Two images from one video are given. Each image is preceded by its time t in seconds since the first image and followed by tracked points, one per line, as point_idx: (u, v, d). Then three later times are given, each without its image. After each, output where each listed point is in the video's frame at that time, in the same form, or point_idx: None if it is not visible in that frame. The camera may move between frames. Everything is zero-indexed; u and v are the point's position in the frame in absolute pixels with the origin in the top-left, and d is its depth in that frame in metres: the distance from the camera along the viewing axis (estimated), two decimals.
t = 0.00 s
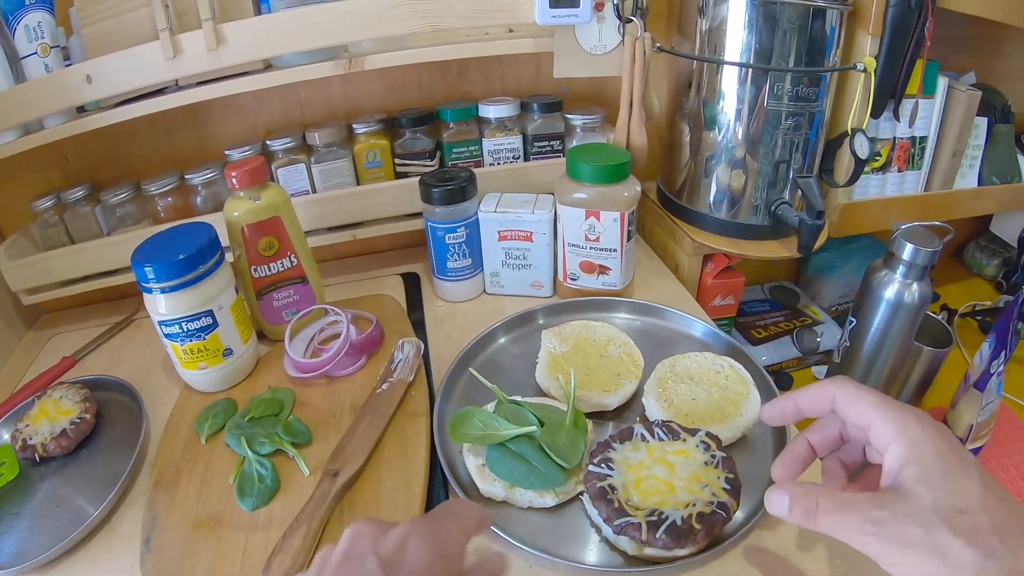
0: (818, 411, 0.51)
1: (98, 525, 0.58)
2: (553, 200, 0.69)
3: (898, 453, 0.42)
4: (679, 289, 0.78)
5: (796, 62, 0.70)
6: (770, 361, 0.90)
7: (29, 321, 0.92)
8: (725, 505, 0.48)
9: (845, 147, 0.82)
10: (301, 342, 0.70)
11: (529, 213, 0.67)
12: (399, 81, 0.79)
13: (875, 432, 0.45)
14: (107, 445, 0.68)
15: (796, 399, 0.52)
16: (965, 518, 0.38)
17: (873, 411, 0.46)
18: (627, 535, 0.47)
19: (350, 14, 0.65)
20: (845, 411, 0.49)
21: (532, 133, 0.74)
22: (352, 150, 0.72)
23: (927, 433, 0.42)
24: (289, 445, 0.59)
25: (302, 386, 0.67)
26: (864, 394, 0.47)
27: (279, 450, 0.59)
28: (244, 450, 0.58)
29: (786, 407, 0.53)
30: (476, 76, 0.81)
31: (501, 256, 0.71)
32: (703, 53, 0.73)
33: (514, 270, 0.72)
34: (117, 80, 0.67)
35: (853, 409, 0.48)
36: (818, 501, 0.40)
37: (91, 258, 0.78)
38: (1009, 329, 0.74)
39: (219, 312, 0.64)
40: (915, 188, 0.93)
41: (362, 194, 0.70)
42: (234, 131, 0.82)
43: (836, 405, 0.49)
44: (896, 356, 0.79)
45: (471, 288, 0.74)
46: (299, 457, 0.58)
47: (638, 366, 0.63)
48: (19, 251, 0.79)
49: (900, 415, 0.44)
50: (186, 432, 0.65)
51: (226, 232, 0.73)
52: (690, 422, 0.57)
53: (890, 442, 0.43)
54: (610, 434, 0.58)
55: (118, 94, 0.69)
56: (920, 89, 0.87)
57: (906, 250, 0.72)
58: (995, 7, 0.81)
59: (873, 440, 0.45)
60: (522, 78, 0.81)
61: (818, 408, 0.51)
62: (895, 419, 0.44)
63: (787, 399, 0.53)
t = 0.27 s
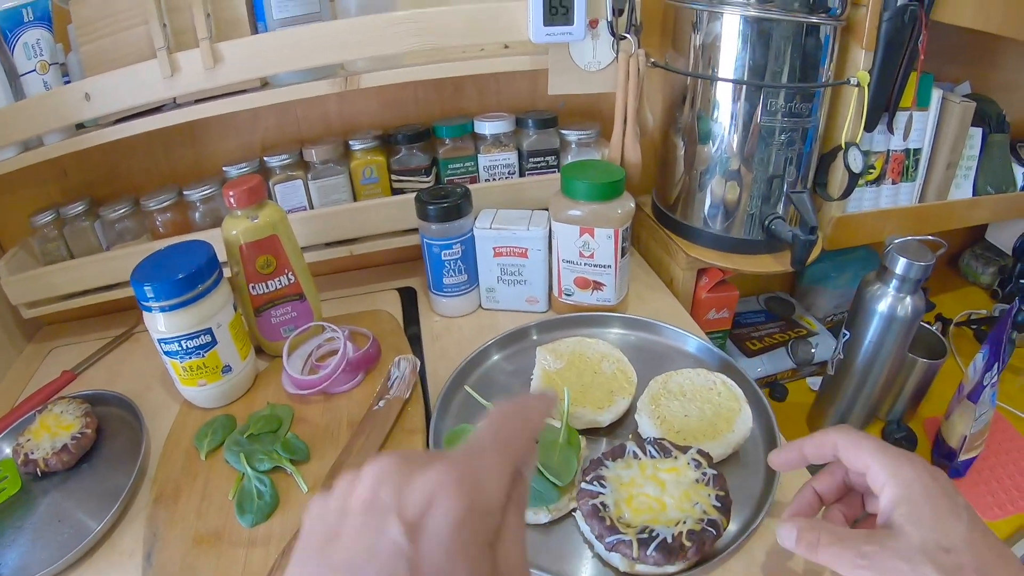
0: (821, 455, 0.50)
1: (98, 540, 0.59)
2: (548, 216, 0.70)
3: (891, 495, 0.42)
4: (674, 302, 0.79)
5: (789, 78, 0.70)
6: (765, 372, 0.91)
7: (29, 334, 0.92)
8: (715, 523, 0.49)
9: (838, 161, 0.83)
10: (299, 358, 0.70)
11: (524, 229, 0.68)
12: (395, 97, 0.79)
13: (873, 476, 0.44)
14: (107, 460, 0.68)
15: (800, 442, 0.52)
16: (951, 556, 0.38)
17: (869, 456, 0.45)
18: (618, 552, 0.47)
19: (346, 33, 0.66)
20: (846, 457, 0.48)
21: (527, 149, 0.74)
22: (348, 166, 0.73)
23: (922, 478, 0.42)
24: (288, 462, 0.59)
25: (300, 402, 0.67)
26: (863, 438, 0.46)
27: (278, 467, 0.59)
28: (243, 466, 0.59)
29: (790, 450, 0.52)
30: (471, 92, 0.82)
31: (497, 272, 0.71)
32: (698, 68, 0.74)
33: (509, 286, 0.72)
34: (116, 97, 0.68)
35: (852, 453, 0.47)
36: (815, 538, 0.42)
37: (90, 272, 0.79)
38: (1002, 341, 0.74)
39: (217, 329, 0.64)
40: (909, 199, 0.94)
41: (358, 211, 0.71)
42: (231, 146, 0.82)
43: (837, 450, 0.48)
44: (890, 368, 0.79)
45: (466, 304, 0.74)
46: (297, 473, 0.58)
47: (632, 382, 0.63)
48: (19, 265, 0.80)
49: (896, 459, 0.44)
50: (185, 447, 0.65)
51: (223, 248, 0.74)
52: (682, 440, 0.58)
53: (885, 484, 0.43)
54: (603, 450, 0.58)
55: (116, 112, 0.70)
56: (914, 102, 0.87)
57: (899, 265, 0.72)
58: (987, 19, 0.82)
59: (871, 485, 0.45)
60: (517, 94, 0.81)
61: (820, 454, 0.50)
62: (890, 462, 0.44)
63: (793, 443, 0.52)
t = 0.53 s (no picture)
0: (820, 447, 0.51)
1: (107, 542, 0.59)
2: (553, 223, 0.71)
3: (890, 479, 0.44)
4: (677, 308, 0.79)
5: (791, 86, 0.71)
6: (766, 378, 0.91)
7: (35, 338, 0.93)
8: (719, 524, 0.49)
9: (839, 168, 0.83)
10: (306, 362, 0.71)
11: (528, 236, 0.68)
12: (400, 105, 0.80)
13: (872, 465, 0.46)
14: (114, 463, 0.69)
15: (800, 435, 0.53)
16: (950, 539, 0.39)
17: (869, 444, 0.46)
18: (624, 554, 0.48)
19: (353, 41, 0.67)
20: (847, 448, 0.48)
21: (531, 156, 0.75)
22: (355, 173, 0.74)
23: (920, 462, 0.43)
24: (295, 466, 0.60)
25: (307, 407, 0.68)
26: (862, 428, 0.48)
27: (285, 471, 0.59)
28: (251, 470, 0.59)
29: (791, 443, 0.53)
30: (475, 99, 0.83)
31: (501, 278, 0.72)
32: (700, 76, 0.75)
33: (514, 292, 0.73)
34: (124, 104, 0.69)
35: (852, 443, 0.48)
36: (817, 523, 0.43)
37: (97, 277, 0.80)
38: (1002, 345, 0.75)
39: (225, 334, 0.65)
40: (910, 206, 0.94)
41: (364, 217, 0.72)
42: (238, 153, 0.83)
43: (837, 440, 0.49)
44: (891, 373, 0.80)
45: (471, 310, 0.75)
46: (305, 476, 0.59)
47: (636, 387, 0.64)
48: (26, 269, 0.81)
49: (895, 444, 0.45)
50: (193, 451, 0.66)
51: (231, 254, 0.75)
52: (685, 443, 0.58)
53: (884, 469, 0.44)
54: (608, 454, 0.59)
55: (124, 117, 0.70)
56: (914, 109, 0.88)
57: (900, 270, 0.73)
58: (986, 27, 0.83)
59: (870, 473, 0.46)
60: (521, 101, 0.82)
61: (821, 445, 0.51)
62: (888, 449, 0.45)
63: (793, 434, 0.53)
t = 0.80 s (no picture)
0: (804, 441, 0.52)
1: (110, 544, 0.59)
2: (558, 228, 0.71)
3: (876, 472, 0.43)
4: (681, 314, 0.79)
5: (796, 93, 0.71)
6: (770, 384, 0.91)
7: (40, 339, 0.93)
8: (724, 530, 0.49)
9: (844, 174, 0.83)
10: (312, 366, 0.71)
11: (534, 241, 0.69)
12: (406, 110, 0.80)
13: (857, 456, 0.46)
14: (118, 465, 0.69)
15: (785, 432, 0.53)
16: (938, 530, 0.38)
17: (852, 436, 0.47)
18: (629, 560, 0.48)
19: (360, 46, 0.67)
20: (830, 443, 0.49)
21: (538, 161, 0.75)
22: (361, 177, 0.74)
23: (905, 453, 0.44)
24: (301, 470, 0.60)
25: (312, 410, 0.68)
26: (845, 423, 0.48)
27: (290, 475, 0.60)
28: (255, 473, 0.60)
29: (776, 440, 0.54)
30: (482, 104, 0.83)
31: (507, 283, 0.72)
32: (706, 82, 0.75)
33: (519, 297, 0.73)
34: (132, 107, 0.69)
35: (835, 438, 0.48)
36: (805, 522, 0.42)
37: (102, 279, 0.80)
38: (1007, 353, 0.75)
39: (231, 337, 0.65)
40: (915, 212, 0.94)
41: (371, 221, 0.72)
42: (244, 157, 0.83)
43: (821, 436, 0.50)
44: (896, 379, 0.79)
45: (476, 314, 0.75)
46: (309, 480, 0.59)
47: (641, 393, 0.64)
48: (31, 271, 0.81)
49: (878, 438, 0.46)
50: (197, 453, 0.66)
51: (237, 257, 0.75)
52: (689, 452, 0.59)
53: (869, 465, 0.45)
54: (613, 460, 0.59)
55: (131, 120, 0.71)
56: (920, 115, 0.88)
57: (905, 276, 0.73)
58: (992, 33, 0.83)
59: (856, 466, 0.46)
60: (528, 107, 0.82)
61: (805, 439, 0.52)
62: (873, 442, 0.45)
63: (778, 432, 0.54)
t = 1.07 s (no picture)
0: (776, 445, 0.54)
1: (118, 539, 0.60)
2: (568, 228, 0.71)
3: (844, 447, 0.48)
4: (690, 315, 0.79)
5: (806, 95, 0.71)
6: (778, 387, 0.91)
7: (47, 336, 0.93)
8: (734, 531, 0.49)
9: (853, 177, 0.83)
10: (321, 364, 0.71)
11: (544, 241, 0.69)
12: (416, 109, 0.80)
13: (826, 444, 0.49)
14: (125, 461, 0.69)
15: (759, 438, 0.55)
16: (907, 480, 0.43)
17: (818, 427, 0.50)
18: (639, 559, 0.48)
19: (372, 45, 0.67)
20: (803, 438, 0.52)
21: (548, 162, 0.76)
22: (371, 176, 0.74)
23: (864, 427, 0.48)
24: (309, 467, 0.60)
25: (321, 408, 0.68)
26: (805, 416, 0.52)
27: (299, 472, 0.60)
28: (264, 470, 0.60)
29: (753, 450, 0.55)
30: (492, 105, 0.83)
31: (516, 283, 0.73)
32: (716, 84, 0.75)
33: (529, 297, 0.74)
34: (143, 104, 0.69)
35: (804, 432, 0.51)
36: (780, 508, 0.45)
37: (111, 275, 0.80)
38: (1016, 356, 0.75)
39: (240, 334, 0.65)
40: (923, 215, 0.94)
41: (381, 220, 0.72)
42: (254, 155, 0.83)
43: (792, 435, 0.52)
44: (904, 382, 0.79)
45: (486, 314, 0.75)
46: (319, 478, 0.59)
47: (651, 393, 0.64)
48: (40, 267, 0.81)
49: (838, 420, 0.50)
50: (205, 450, 0.66)
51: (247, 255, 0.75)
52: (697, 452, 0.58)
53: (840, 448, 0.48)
54: (623, 460, 0.59)
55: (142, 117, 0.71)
56: (929, 118, 0.88)
57: (914, 279, 0.73)
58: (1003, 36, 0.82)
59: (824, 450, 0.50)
60: (538, 107, 0.83)
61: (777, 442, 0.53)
62: (838, 427, 0.49)
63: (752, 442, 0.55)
